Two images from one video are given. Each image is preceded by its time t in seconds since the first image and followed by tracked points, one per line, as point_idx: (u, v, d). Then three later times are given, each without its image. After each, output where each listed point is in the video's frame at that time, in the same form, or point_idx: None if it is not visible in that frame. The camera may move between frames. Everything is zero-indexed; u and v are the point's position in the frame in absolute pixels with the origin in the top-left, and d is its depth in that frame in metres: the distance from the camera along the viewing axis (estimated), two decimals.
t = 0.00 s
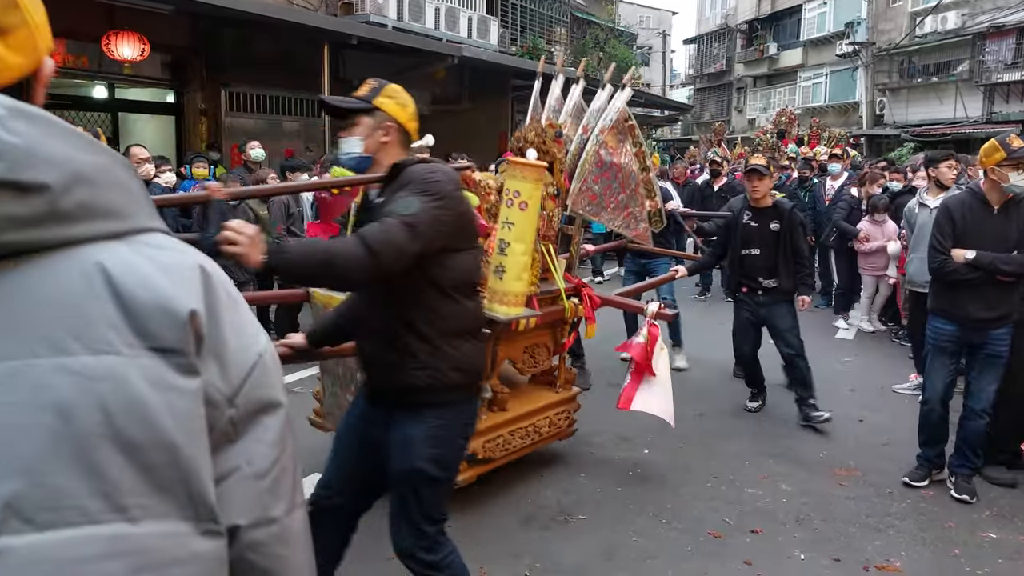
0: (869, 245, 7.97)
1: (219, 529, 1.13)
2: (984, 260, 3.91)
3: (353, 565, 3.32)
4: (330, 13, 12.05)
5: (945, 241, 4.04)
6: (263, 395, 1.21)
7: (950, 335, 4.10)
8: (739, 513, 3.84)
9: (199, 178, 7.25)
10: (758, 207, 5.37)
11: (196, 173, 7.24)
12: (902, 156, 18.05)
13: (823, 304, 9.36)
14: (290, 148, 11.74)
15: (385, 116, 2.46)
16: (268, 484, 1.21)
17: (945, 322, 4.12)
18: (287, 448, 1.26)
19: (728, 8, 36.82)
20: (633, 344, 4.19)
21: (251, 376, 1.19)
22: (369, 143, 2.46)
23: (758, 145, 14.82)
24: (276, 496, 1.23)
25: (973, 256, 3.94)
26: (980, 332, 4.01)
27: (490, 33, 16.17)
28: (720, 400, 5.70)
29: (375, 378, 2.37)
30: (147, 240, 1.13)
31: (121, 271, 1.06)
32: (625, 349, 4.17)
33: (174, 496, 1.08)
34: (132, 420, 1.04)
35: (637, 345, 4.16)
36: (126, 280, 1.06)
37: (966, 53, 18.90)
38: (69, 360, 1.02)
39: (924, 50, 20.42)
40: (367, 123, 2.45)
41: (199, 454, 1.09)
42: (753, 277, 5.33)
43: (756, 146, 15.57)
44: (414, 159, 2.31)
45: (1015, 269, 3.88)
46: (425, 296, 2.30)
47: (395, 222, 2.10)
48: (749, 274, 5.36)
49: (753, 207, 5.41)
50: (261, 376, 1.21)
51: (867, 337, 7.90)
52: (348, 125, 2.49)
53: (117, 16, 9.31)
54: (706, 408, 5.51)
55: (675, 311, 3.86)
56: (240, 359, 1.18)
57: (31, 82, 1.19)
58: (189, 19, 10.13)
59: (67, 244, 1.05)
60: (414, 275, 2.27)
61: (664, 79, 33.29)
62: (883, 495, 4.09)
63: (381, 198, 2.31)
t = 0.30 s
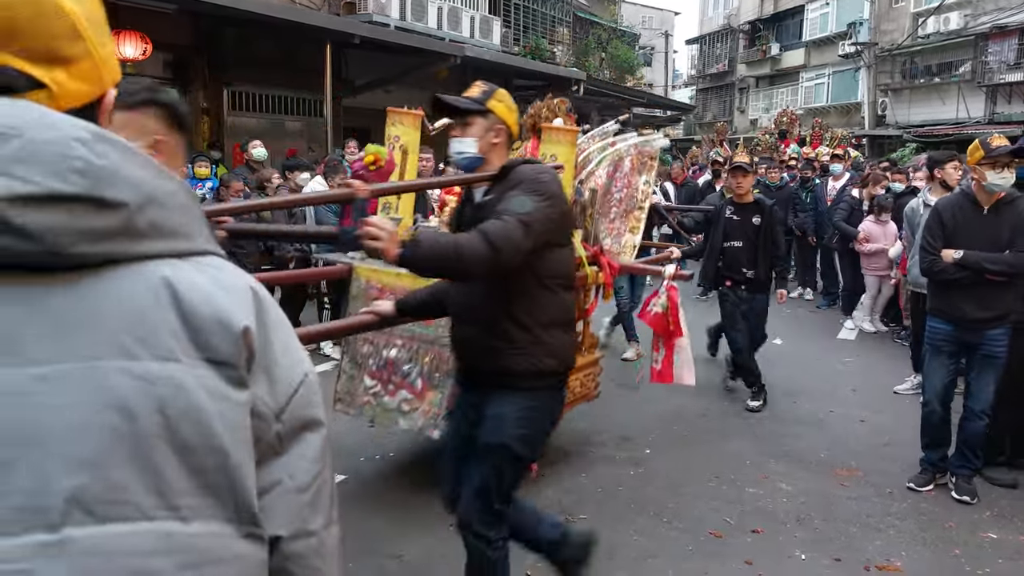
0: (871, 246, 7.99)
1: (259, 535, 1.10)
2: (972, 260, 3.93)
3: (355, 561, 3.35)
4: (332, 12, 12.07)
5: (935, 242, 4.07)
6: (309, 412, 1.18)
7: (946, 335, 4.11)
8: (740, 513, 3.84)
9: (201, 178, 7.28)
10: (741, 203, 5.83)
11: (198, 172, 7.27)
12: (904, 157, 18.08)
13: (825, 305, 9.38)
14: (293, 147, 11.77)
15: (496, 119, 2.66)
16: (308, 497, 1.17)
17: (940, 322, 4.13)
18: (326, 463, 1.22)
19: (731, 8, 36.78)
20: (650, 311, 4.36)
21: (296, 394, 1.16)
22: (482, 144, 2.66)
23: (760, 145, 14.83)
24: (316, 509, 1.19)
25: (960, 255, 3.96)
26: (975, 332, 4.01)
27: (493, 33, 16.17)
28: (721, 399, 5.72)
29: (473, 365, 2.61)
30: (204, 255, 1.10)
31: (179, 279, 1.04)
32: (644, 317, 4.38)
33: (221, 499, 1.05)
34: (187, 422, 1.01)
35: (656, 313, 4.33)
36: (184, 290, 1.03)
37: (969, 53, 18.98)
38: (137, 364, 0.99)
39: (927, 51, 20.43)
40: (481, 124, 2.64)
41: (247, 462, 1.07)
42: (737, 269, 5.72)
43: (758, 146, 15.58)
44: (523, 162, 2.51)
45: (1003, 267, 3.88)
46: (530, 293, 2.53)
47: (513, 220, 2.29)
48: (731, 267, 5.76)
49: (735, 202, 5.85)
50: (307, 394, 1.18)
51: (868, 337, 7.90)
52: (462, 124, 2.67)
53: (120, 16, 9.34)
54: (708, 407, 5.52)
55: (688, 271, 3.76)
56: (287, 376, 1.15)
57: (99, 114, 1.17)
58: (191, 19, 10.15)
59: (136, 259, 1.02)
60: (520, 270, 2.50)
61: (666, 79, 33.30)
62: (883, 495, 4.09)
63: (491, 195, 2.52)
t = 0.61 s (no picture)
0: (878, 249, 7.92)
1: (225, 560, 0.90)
2: (958, 258, 3.94)
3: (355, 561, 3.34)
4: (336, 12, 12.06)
5: (925, 241, 4.09)
6: (296, 417, 0.98)
7: (938, 337, 4.10)
8: (741, 514, 3.83)
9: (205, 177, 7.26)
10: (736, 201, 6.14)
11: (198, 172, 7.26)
12: (908, 158, 18.08)
13: (828, 307, 9.32)
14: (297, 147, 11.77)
15: (574, 123, 2.91)
16: (290, 513, 0.98)
17: (931, 324, 4.13)
18: (316, 468, 1.03)
19: (735, 8, 36.76)
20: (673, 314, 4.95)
21: (283, 399, 0.96)
22: (563, 146, 2.90)
23: (763, 146, 14.81)
24: (300, 524, 1.01)
25: (948, 254, 3.98)
26: (965, 333, 4.00)
27: (496, 33, 16.17)
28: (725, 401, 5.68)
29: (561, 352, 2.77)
30: (176, 238, 0.91)
31: (135, 274, 0.85)
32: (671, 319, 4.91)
33: (181, 531, 0.86)
34: (134, 441, 0.82)
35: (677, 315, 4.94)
36: (138, 287, 0.85)
37: (974, 55, 18.94)
38: (80, 380, 0.81)
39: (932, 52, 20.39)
40: (561, 129, 2.89)
41: (213, 485, 0.87)
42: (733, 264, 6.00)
43: (761, 147, 15.54)
44: (607, 162, 2.77)
45: (989, 266, 3.88)
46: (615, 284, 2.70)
47: (610, 215, 2.53)
48: (728, 260, 6.04)
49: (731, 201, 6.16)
50: (300, 395, 0.98)
51: (872, 338, 7.88)
52: (544, 130, 2.91)
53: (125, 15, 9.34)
54: (711, 408, 5.50)
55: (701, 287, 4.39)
56: (275, 377, 0.95)
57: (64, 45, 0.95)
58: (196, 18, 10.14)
59: (89, 252, 0.85)
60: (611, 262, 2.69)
61: (669, 80, 33.31)
62: (886, 497, 4.07)
63: (580, 194, 2.77)
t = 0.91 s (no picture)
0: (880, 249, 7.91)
1: None
2: (946, 258, 4.00)
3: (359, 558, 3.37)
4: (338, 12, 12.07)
5: (922, 242, 4.19)
6: (227, 440, 1.04)
7: (932, 337, 4.13)
8: (743, 514, 3.84)
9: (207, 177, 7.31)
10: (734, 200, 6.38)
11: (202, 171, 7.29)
12: (911, 159, 18.04)
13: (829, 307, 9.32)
14: (300, 146, 11.77)
15: (636, 122, 3.10)
16: (221, 547, 1.05)
17: (927, 325, 4.16)
18: (252, 495, 1.09)
19: (738, 8, 36.69)
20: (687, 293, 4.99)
21: (207, 420, 1.02)
22: (626, 144, 3.09)
23: (764, 147, 14.80)
24: (234, 555, 1.08)
25: (939, 253, 4.03)
26: (955, 333, 4.02)
27: (499, 33, 16.19)
28: (725, 401, 5.70)
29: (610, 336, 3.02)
30: (98, 253, 0.97)
31: (47, 301, 0.91)
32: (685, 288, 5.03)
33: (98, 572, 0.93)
34: (41, 488, 0.89)
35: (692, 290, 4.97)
36: (49, 312, 0.91)
37: (977, 55, 18.89)
38: None
39: (934, 53, 20.37)
40: (625, 127, 3.07)
41: (126, 523, 0.94)
42: (730, 259, 6.24)
43: (763, 148, 15.52)
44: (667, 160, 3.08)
45: (976, 266, 3.90)
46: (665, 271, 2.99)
47: (673, 216, 2.83)
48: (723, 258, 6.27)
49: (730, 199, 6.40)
50: (226, 413, 1.04)
51: (873, 339, 7.89)
52: (607, 127, 3.08)
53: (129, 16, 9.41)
54: (712, 408, 5.51)
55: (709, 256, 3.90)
56: (196, 395, 1.01)
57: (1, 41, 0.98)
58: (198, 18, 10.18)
59: None
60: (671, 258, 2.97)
61: (672, 79, 33.27)
62: (887, 498, 4.07)
63: (641, 191, 3.05)
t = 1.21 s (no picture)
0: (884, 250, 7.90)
1: None
2: (960, 260, 3.93)
3: (360, 557, 3.37)
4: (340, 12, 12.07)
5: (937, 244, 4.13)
6: (83, 464, 0.94)
7: (945, 340, 4.11)
8: (743, 514, 3.84)
9: (209, 176, 7.32)
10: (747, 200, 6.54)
11: (205, 171, 7.31)
12: (913, 159, 18.08)
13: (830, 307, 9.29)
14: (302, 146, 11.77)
15: (675, 130, 3.38)
16: None
17: (942, 329, 4.13)
18: (122, 528, 0.97)
19: (740, 8, 36.71)
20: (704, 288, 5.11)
21: (56, 445, 0.92)
22: (666, 149, 3.37)
23: (767, 147, 14.81)
24: None
25: (954, 255, 3.97)
26: (968, 338, 3.99)
27: (501, 33, 16.22)
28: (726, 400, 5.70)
29: (661, 326, 3.26)
30: None
31: None
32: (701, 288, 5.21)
33: None
34: None
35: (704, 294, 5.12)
36: None
37: (979, 56, 18.89)
38: None
39: (937, 53, 20.40)
40: (664, 134, 3.35)
41: None
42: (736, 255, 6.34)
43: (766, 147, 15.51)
44: (707, 162, 3.34)
45: (988, 268, 3.82)
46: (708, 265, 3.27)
47: (715, 209, 3.10)
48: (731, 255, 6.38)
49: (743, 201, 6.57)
50: (80, 435, 0.94)
51: (874, 339, 7.89)
52: (648, 135, 3.37)
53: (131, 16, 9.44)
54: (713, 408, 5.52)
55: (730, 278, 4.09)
56: (41, 416, 0.92)
57: None
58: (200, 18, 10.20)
59: None
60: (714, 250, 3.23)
61: (674, 79, 33.26)
62: (887, 498, 4.07)
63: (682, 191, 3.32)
